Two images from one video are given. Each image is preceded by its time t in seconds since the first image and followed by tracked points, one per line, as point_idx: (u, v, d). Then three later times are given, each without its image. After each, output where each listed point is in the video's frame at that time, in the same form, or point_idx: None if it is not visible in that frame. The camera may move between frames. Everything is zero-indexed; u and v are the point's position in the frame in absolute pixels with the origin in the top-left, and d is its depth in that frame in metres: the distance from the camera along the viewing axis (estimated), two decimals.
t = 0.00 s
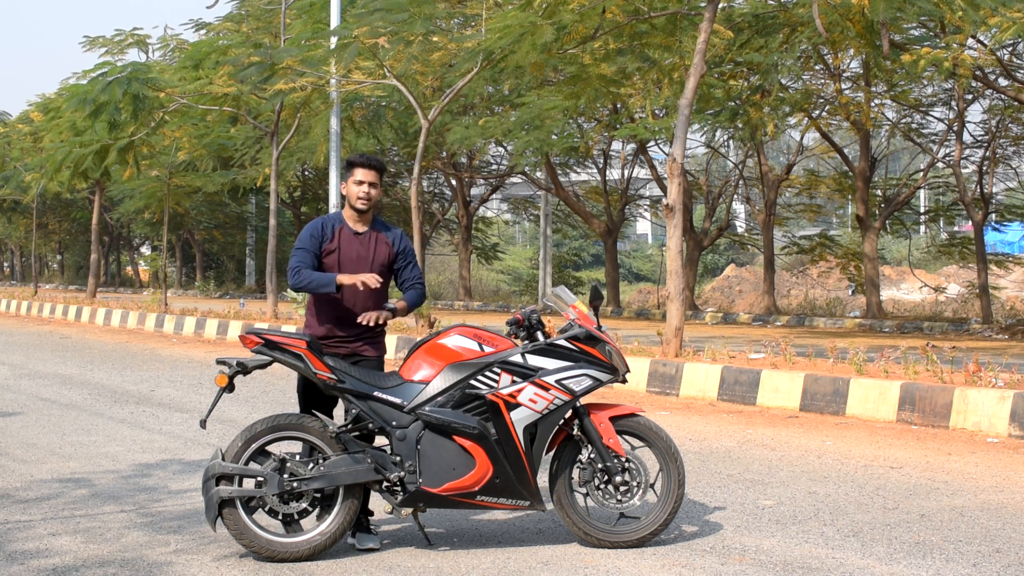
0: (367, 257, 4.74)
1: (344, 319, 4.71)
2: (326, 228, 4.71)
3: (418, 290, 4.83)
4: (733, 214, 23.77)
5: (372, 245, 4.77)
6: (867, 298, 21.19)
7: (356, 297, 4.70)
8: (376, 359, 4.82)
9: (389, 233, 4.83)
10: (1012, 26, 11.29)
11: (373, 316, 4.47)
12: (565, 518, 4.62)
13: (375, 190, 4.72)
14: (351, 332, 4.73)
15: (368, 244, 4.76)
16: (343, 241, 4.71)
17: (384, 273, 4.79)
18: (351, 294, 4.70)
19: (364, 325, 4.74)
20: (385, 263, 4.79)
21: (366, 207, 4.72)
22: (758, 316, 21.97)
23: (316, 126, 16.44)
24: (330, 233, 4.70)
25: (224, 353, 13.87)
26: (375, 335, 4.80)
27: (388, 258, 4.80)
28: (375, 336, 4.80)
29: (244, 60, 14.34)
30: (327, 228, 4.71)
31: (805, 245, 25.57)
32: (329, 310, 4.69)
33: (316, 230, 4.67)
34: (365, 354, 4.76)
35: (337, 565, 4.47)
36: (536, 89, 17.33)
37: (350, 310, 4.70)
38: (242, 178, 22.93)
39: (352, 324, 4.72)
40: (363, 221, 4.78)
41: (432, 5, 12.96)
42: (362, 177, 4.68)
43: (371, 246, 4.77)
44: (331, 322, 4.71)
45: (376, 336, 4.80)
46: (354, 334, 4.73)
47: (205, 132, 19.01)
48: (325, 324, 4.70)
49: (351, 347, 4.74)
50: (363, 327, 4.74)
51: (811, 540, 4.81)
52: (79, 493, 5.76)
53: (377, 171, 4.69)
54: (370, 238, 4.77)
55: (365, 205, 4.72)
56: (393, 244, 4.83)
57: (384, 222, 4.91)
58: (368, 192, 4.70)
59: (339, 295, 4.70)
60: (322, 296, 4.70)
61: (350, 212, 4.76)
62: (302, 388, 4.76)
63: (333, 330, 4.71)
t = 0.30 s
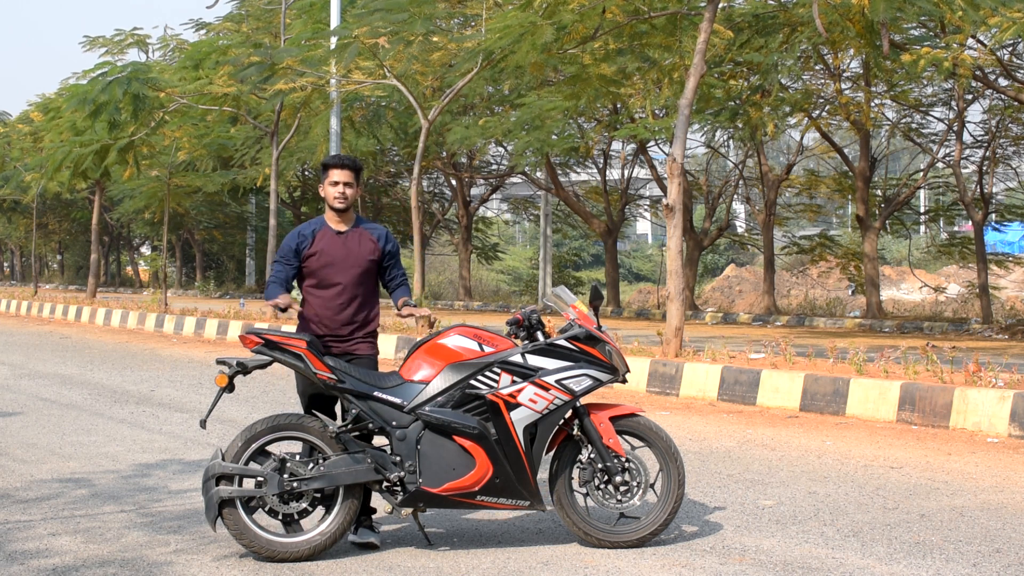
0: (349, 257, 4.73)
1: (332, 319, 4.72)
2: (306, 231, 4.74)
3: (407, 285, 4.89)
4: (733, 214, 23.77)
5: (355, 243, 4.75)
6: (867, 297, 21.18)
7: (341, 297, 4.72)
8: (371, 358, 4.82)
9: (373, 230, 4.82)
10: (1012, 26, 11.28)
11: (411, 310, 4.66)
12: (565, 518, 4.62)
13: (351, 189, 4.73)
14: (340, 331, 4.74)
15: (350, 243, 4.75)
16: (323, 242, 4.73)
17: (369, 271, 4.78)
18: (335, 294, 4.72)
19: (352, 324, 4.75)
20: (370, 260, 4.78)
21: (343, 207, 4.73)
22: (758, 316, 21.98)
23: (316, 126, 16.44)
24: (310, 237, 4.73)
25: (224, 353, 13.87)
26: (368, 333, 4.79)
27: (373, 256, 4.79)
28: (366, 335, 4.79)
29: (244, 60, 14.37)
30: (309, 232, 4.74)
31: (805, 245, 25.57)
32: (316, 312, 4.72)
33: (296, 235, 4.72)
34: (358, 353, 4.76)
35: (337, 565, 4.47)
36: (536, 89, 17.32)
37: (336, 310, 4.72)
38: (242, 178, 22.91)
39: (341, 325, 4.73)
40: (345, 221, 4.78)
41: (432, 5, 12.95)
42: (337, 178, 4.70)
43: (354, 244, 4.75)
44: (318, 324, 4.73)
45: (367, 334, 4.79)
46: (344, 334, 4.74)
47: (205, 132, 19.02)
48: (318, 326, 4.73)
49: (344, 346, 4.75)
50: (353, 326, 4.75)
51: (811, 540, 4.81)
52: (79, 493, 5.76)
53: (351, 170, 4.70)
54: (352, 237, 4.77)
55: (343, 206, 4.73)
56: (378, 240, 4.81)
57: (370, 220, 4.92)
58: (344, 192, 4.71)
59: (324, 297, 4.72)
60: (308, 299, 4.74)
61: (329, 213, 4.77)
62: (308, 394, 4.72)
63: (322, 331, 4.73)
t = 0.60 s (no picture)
0: (342, 252, 4.73)
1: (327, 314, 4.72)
2: (299, 228, 4.76)
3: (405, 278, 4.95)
4: (733, 214, 23.77)
5: (348, 237, 4.76)
6: (866, 298, 21.18)
7: (335, 293, 4.72)
8: (369, 354, 4.80)
9: (367, 224, 4.82)
10: (1012, 26, 11.25)
11: (410, 301, 4.70)
12: (565, 518, 4.62)
13: (343, 185, 4.73)
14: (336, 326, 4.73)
15: (343, 238, 4.76)
16: (316, 238, 4.75)
17: (364, 265, 4.77)
18: (329, 289, 4.73)
19: (349, 319, 4.74)
20: (365, 254, 4.77)
21: (334, 202, 4.73)
22: (758, 316, 21.97)
23: (316, 126, 16.45)
24: (302, 234, 4.75)
25: (224, 353, 13.87)
26: (365, 329, 4.78)
27: (368, 250, 4.78)
28: (364, 330, 4.78)
29: (244, 60, 14.37)
30: (303, 231, 4.76)
31: (805, 245, 25.56)
32: (311, 308, 4.74)
33: (289, 232, 4.75)
34: (355, 349, 4.75)
35: (337, 565, 4.46)
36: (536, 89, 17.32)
37: (331, 306, 4.73)
38: (242, 178, 22.91)
39: (337, 320, 4.72)
40: (337, 217, 4.78)
41: (432, 5, 12.95)
42: (329, 175, 4.70)
43: (346, 238, 4.76)
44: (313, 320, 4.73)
45: (365, 329, 4.78)
46: (340, 330, 4.73)
47: (205, 132, 19.03)
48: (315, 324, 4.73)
49: (341, 343, 4.74)
50: (349, 321, 4.74)
51: (811, 540, 4.81)
52: (79, 493, 5.76)
53: (341, 166, 4.71)
54: (345, 232, 4.77)
55: (335, 202, 4.72)
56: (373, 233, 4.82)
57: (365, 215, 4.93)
58: (335, 188, 4.71)
59: (318, 293, 4.74)
60: (303, 297, 4.77)
61: (321, 209, 4.78)
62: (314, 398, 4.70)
63: (319, 328, 4.73)
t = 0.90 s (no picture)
0: (344, 251, 4.73)
1: (331, 314, 4.71)
2: (301, 228, 4.77)
3: (406, 276, 4.84)
4: (733, 214, 23.77)
5: (350, 236, 4.76)
6: (867, 298, 21.18)
7: (337, 293, 4.72)
8: (373, 355, 4.81)
9: (369, 222, 4.82)
10: (1012, 26, 11.24)
11: (403, 297, 4.63)
12: (565, 518, 4.62)
13: (344, 184, 4.73)
14: (340, 326, 4.73)
15: (345, 237, 4.76)
16: (318, 238, 4.75)
17: (366, 264, 4.77)
18: (332, 289, 4.72)
19: (353, 318, 4.73)
20: (367, 254, 4.77)
21: (336, 202, 4.73)
22: (758, 316, 21.97)
23: (316, 126, 16.44)
24: (304, 234, 4.75)
25: (224, 352, 13.86)
26: (369, 329, 4.78)
27: (369, 248, 4.78)
28: (368, 331, 4.78)
29: (244, 60, 14.39)
30: (304, 231, 4.76)
31: (805, 245, 25.56)
32: (314, 308, 4.73)
33: (291, 233, 4.76)
34: (361, 350, 4.76)
35: (337, 565, 4.46)
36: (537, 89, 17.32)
37: (334, 305, 4.72)
38: (242, 178, 22.89)
39: (341, 319, 4.72)
40: (338, 217, 4.79)
41: (432, 5, 12.96)
42: (329, 175, 4.71)
43: (348, 238, 4.76)
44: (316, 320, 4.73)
45: (369, 330, 4.78)
46: (345, 330, 4.72)
47: (205, 132, 19.02)
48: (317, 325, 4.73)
49: (346, 344, 4.74)
50: (353, 321, 4.73)
51: (811, 540, 4.80)
52: (79, 493, 5.76)
53: (342, 165, 4.71)
54: (347, 231, 4.77)
55: (337, 202, 4.73)
56: (374, 232, 4.81)
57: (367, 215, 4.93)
58: (336, 187, 4.71)
59: (322, 293, 4.73)
60: (306, 297, 4.75)
61: (322, 209, 4.79)
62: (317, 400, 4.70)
63: (322, 328, 4.72)
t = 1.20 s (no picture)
0: (346, 252, 4.73)
1: (333, 314, 4.71)
2: (304, 228, 4.78)
3: (407, 276, 4.85)
4: (733, 214, 23.76)
5: (352, 237, 4.76)
6: (867, 298, 21.19)
7: (339, 294, 4.72)
8: (375, 355, 4.81)
9: (371, 223, 4.82)
10: (1012, 26, 11.24)
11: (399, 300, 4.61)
12: (565, 518, 4.62)
13: (346, 185, 4.74)
14: (342, 327, 4.72)
15: (348, 238, 4.75)
16: (320, 239, 4.75)
17: (369, 264, 4.77)
18: (335, 290, 4.72)
19: (355, 318, 4.73)
20: (369, 254, 4.77)
21: (338, 203, 4.74)
22: (758, 316, 21.97)
23: (316, 126, 16.43)
24: (306, 235, 4.75)
25: (224, 353, 13.86)
26: (371, 329, 4.78)
27: (372, 248, 4.78)
28: (370, 331, 4.78)
29: (244, 60, 14.41)
30: (306, 232, 4.76)
31: (805, 245, 25.56)
32: (317, 308, 4.73)
33: (293, 234, 4.76)
34: (363, 351, 4.76)
35: (337, 565, 4.46)
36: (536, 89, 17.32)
37: (336, 305, 4.72)
38: (242, 178, 22.89)
39: (343, 319, 4.72)
40: (340, 217, 4.79)
41: (432, 5, 12.96)
42: (331, 175, 4.71)
43: (350, 238, 4.76)
44: (318, 320, 4.73)
45: (371, 331, 4.78)
46: (347, 330, 4.72)
47: (205, 132, 19.02)
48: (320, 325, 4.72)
49: (347, 344, 4.74)
50: (355, 321, 4.73)
51: (811, 540, 4.81)
52: (79, 493, 5.75)
53: (344, 166, 4.72)
54: (349, 232, 4.77)
55: (339, 204, 4.73)
56: (376, 232, 4.81)
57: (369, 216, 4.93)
58: (338, 188, 4.72)
59: (324, 294, 4.73)
60: (309, 298, 4.75)
61: (324, 210, 4.80)
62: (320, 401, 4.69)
63: (324, 328, 4.72)
